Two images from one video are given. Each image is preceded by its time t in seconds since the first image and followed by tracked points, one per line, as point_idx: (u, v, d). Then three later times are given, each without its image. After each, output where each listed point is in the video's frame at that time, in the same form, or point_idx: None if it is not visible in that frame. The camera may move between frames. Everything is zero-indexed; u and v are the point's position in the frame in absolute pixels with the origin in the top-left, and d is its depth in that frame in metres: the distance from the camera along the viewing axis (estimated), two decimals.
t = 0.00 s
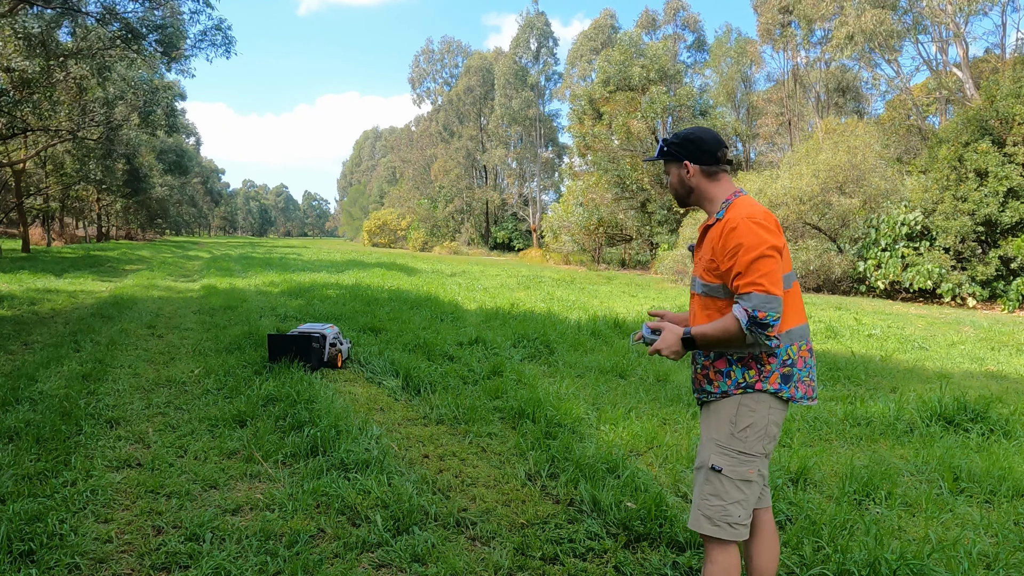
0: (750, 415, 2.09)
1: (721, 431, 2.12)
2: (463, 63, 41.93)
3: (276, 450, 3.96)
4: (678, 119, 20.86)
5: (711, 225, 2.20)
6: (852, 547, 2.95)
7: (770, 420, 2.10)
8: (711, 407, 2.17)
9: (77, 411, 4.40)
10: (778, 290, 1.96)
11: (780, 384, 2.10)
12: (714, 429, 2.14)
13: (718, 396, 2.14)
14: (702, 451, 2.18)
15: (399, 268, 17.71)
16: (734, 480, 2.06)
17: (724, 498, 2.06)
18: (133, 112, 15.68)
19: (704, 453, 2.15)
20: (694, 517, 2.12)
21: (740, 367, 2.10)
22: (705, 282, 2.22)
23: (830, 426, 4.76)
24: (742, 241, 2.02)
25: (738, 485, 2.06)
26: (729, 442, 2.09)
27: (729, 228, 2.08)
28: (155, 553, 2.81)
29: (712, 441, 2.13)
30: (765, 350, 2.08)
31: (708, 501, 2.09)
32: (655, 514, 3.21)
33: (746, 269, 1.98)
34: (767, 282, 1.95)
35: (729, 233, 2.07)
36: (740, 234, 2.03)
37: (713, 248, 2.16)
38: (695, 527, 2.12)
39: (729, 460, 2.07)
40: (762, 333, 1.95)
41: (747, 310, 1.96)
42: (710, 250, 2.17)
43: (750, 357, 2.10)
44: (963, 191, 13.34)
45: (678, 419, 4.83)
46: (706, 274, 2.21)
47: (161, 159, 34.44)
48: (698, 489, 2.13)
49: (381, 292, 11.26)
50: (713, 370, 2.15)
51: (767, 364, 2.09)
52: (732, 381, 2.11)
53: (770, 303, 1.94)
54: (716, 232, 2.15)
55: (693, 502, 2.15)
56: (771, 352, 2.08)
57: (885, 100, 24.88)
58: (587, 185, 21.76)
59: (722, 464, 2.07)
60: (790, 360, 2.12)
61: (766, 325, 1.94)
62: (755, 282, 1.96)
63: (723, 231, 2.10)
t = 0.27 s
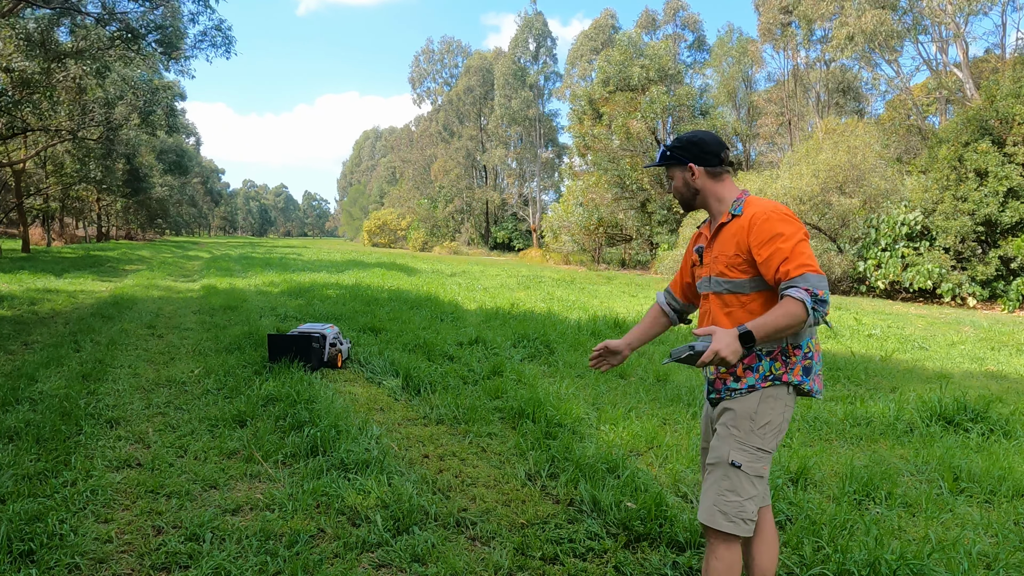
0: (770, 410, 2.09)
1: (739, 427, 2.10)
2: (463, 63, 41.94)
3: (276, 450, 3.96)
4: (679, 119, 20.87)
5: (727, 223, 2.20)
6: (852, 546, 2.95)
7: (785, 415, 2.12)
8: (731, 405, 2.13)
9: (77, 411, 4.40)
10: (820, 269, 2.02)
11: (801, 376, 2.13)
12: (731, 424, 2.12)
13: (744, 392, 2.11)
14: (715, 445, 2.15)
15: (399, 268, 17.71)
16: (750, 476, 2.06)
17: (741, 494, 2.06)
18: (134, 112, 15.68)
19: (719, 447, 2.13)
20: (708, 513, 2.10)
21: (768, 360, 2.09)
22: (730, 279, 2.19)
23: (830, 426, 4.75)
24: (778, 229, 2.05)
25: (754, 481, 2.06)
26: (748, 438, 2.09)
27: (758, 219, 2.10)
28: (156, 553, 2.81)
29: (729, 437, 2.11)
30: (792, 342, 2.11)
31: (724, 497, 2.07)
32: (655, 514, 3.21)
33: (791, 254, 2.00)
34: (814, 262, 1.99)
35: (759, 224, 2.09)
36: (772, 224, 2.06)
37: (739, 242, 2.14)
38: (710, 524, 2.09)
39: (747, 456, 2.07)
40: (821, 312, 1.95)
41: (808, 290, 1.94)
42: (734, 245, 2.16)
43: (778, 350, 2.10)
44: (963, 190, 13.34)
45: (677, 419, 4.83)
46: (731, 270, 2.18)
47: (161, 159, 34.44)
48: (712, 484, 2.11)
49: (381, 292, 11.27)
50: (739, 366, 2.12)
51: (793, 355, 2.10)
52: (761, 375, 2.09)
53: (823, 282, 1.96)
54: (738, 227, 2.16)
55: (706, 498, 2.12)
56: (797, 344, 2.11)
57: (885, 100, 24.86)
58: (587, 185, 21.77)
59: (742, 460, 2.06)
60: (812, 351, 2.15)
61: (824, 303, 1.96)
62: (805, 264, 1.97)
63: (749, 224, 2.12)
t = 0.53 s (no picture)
0: (770, 409, 2.09)
1: (742, 431, 2.09)
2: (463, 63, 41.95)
3: (276, 450, 3.96)
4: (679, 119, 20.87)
5: (730, 218, 2.20)
6: (852, 546, 2.95)
7: (785, 414, 2.13)
8: (732, 406, 2.12)
9: (77, 411, 4.40)
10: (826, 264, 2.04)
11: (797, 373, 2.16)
12: (733, 428, 2.11)
13: (746, 388, 2.10)
14: (718, 449, 2.14)
15: (399, 268, 17.71)
16: (756, 480, 2.06)
17: (747, 498, 2.05)
18: (134, 112, 15.68)
19: (721, 452, 2.12)
20: (715, 518, 2.09)
21: (769, 355, 2.09)
22: (732, 274, 2.18)
23: (830, 426, 4.75)
24: (785, 224, 2.06)
25: (760, 484, 2.06)
26: (751, 441, 2.08)
27: (764, 215, 2.10)
28: (156, 553, 2.81)
29: (732, 440, 2.10)
30: (789, 338, 2.12)
31: (731, 502, 2.06)
32: (655, 514, 3.21)
33: (801, 249, 2.01)
34: (821, 257, 2.00)
35: (765, 220, 2.09)
36: (780, 219, 2.07)
37: (743, 237, 2.14)
38: (718, 529, 2.09)
39: (752, 460, 2.06)
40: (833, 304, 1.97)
41: (821, 282, 1.95)
42: (738, 240, 2.15)
43: (777, 346, 2.11)
44: (963, 190, 13.33)
45: (677, 419, 4.83)
46: (734, 265, 2.17)
47: (161, 159, 34.43)
48: (718, 489, 2.10)
49: (381, 292, 11.27)
50: (739, 360, 2.11)
51: (791, 352, 2.12)
52: (761, 370, 2.09)
53: (832, 275, 1.98)
54: (741, 222, 2.16)
55: (712, 504, 2.12)
56: (794, 342, 2.13)
57: (885, 100, 24.85)
58: (587, 185, 21.77)
59: (746, 464, 2.05)
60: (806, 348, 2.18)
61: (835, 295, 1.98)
62: (814, 258, 1.99)
63: (755, 220, 2.12)
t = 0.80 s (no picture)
0: (761, 409, 2.09)
1: (733, 431, 2.09)
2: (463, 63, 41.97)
3: (276, 450, 3.96)
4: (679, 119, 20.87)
5: (729, 215, 2.19)
6: (852, 546, 2.95)
7: (777, 413, 2.12)
8: (724, 405, 2.12)
9: (77, 411, 4.41)
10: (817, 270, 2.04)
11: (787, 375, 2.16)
12: (725, 428, 2.11)
13: (736, 385, 2.11)
14: (711, 449, 2.14)
15: (399, 268, 17.70)
16: (748, 479, 2.05)
17: (740, 498, 2.05)
18: (134, 112, 15.68)
19: (714, 452, 2.12)
20: (708, 518, 2.09)
21: (759, 355, 2.10)
22: (727, 271, 2.19)
23: (830, 426, 4.76)
24: (782, 226, 2.05)
25: (753, 483, 2.06)
26: (743, 441, 2.08)
27: (763, 215, 2.10)
28: (155, 553, 2.81)
29: (723, 440, 2.10)
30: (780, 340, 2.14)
31: (724, 503, 2.06)
32: (656, 514, 3.21)
33: (793, 252, 2.00)
34: (812, 262, 2.00)
35: (763, 219, 2.09)
36: (777, 221, 2.06)
37: (740, 236, 2.14)
38: (712, 530, 2.09)
39: (743, 459, 2.06)
40: (817, 310, 1.97)
41: (806, 288, 1.95)
42: (734, 239, 2.15)
43: (768, 346, 2.11)
44: (963, 191, 13.33)
45: (677, 419, 4.83)
46: (729, 263, 2.17)
47: (161, 159, 34.44)
48: (711, 489, 2.09)
49: (381, 292, 11.27)
50: (731, 356, 2.11)
51: (782, 353, 2.13)
52: (751, 369, 2.10)
53: (820, 281, 1.98)
54: (739, 220, 2.16)
55: (706, 504, 2.11)
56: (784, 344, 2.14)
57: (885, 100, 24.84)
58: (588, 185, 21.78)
59: (739, 464, 2.05)
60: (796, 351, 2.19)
61: (820, 302, 1.98)
62: (805, 262, 1.99)
63: (754, 219, 2.11)
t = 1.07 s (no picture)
0: (759, 409, 2.09)
1: (732, 431, 2.09)
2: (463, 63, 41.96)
3: (276, 450, 3.96)
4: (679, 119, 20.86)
5: (731, 216, 2.19)
6: (852, 546, 2.95)
7: (775, 412, 2.13)
8: (722, 406, 2.12)
9: (77, 411, 4.40)
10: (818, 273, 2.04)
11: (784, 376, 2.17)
12: (723, 428, 2.11)
13: (733, 385, 2.11)
14: (709, 450, 2.14)
15: (399, 268, 17.69)
16: (748, 480, 2.05)
17: (740, 498, 2.05)
18: (134, 112, 15.68)
19: (712, 452, 2.12)
20: (708, 519, 2.09)
21: (757, 356, 2.11)
22: (728, 272, 2.19)
23: (830, 426, 4.76)
24: (785, 229, 2.05)
25: (752, 484, 2.06)
26: (741, 441, 2.08)
27: (765, 217, 2.09)
28: (155, 553, 2.81)
29: (722, 440, 2.10)
30: (778, 342, 2.15)
31: (724, 503, 2.06)
32: (655, 514, 3.21)
33: (795, 255, 2.01)
34: (813, 265, 2.00)
35: (766, 221, 2.08)
36: (780, 223, 2.06)
37: (742, 237, 2.14)
38: (712, 531, 2.08)
39: (742, 460, 2.06)
40: (818, 313, 1.97)
41: (808, 291, 1.95)
42: (736, 240, 2.15)
43: (766, 347, 2.12)
44: (963, 191, 13.33)
45: (677, 419, 4.83)
46: (730, 264, 2.17)
47: (161, 159, 34.42)
48: (710, 490, 2.09)
49: (381, 292, 11.26)
50: (728, 356, 2.12)
51: (780, 354, 2.14)
52: (749, 370, 2.10)
53: (822, 284, 1.97)
54: (741, 222, 2.16)
55: (705, 505, 2.11)
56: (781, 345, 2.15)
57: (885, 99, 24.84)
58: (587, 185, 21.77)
59: (738, 464, 2.05)
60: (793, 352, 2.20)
61: (822, 305, 1.98)
62: (807, 266, 1.99)
63: (756, 221, 2.11)
